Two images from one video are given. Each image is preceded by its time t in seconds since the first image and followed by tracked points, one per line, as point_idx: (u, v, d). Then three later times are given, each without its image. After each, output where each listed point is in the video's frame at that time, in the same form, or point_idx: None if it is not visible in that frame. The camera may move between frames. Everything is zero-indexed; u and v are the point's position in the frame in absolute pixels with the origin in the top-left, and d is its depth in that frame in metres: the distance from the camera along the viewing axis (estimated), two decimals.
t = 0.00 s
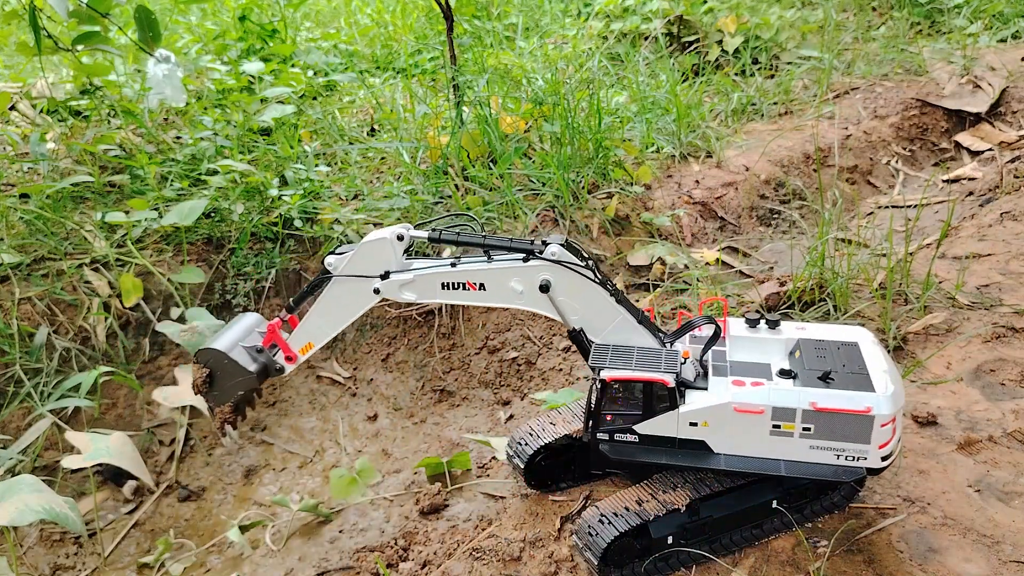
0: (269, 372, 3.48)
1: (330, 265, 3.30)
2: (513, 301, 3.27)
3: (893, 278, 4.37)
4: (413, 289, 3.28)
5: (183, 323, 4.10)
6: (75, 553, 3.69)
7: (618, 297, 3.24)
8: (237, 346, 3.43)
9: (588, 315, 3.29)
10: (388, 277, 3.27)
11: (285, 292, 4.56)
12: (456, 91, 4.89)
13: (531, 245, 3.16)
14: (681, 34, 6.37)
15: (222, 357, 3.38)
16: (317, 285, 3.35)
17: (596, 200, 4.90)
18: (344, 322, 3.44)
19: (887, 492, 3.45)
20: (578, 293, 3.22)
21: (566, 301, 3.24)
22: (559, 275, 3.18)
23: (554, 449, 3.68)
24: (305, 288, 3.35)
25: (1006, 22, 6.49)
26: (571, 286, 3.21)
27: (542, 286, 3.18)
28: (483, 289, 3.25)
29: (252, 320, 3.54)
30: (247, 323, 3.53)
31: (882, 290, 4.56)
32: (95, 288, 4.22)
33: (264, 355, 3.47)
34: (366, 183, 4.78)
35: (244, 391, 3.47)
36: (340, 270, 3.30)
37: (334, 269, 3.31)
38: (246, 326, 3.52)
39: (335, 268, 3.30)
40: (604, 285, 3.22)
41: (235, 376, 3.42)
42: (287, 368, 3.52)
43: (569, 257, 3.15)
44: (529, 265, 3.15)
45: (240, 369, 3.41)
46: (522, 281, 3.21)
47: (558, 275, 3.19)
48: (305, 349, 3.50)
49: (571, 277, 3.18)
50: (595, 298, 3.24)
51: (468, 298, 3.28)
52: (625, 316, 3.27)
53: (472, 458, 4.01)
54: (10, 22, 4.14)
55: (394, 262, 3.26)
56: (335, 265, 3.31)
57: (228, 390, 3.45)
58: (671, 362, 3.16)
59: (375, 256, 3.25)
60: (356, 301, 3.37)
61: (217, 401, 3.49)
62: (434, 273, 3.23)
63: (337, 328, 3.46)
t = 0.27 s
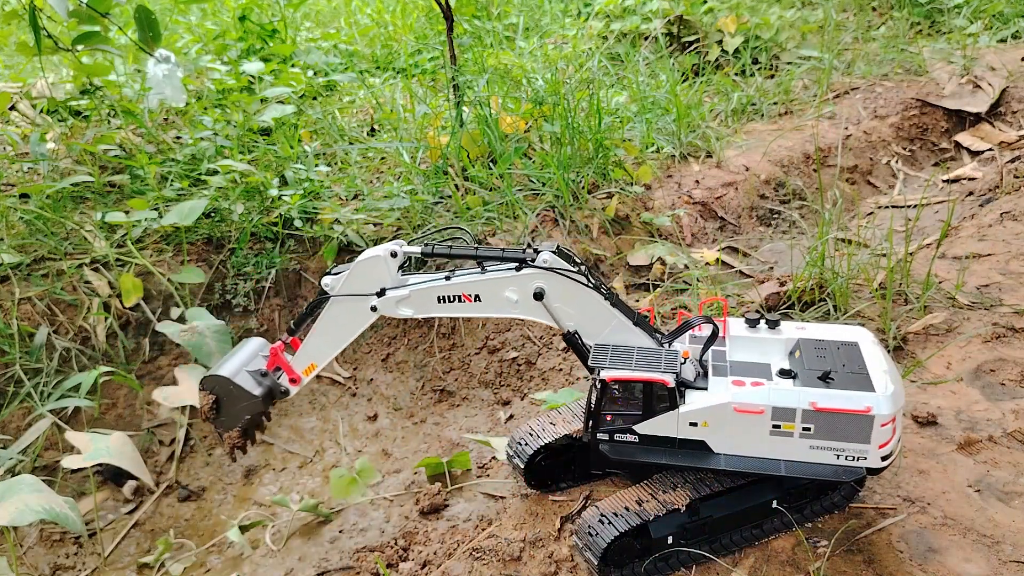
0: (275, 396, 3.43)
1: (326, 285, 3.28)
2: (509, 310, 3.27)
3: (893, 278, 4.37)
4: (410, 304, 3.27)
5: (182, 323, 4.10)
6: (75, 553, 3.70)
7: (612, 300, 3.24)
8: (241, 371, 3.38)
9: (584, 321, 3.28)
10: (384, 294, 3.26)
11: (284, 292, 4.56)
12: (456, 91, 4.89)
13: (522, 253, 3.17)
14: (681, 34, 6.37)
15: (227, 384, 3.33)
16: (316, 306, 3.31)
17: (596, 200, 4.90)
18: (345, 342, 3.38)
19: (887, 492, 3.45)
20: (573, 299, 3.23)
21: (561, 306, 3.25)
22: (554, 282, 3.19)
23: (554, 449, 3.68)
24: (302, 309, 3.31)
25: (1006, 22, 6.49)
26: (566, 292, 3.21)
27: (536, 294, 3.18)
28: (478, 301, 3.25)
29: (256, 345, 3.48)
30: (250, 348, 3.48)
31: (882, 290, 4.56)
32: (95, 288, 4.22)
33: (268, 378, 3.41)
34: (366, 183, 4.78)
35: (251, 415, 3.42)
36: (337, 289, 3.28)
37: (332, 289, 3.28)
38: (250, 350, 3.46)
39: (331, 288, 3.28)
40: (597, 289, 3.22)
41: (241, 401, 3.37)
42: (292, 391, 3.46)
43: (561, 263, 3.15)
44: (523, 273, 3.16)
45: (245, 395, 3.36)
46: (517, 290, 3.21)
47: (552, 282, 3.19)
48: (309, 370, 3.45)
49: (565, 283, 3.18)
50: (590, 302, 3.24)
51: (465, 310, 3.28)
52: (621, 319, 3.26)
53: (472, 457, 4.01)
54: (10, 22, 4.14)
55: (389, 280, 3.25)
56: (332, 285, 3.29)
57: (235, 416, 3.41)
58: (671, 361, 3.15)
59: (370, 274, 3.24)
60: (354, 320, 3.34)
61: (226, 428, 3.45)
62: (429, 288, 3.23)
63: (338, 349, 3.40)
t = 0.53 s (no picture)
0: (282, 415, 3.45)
1: (326, 302, 3.33)
2: (506, 318, 3.30)
3: (893, 278, 4.37)
4: (408, 317, 3.30)
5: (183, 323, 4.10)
6: (75, 553, 3.70)
7: (609, 304, 3.26)
8: (247, 393, 3.40)
9: (582, 326, 3.30)
10: (382, 308, 3.29)
11: (285, 292, 4.57)
12: (456, 91, 4.89)
13: (516, 261, 3.21)
14: (681, 34, 6.37)
15: (233, 405, 3.35)
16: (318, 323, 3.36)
17: (596, 200, 4.90)
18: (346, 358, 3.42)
19: (887, 492, 3.45)
20: (570, 305, 3.24)
21: (558, 312, 3.26)
22: (549, 288, 3.21)
23: (554, 449, 3.68)
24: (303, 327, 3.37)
25: (1006, 22, 6.49)
26: (561, 298, 3.23)
27: (533, 300, 3.20)
28: (474, 310, 3.28)
29: (261, 366, 3.52)
30: (256, 369, 3.52)
31: (882, 290, 4.56)
32: (95, 288, 4.22)
33: (274, 398, 3.43)
34: (366, 183, 4.78)
35: (259, 435, 3.44)
36: (337, 305, 3.33)
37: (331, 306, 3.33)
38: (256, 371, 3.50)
39: (330, 304, 3.33)
40: (592, 293, 3.24)
41: (247, 422, 3.39)
42: (297, 409, 3.49)
43: (554, 269, 3.19)
44: (518, 281, 3.19)
45: (251, 416, 3.38)
46: (513, 297, 3.24)
47: (547, 289, 3.21)
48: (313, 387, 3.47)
49: (560, 289, 3.20)
50: (586, 307, 3.25)
51: (462, 320, 3.30)
52: (619, 323, 3.28)
53: (472, 457, 4.01)
54: (9, 22, 4.13)
55: (386, 294, 3.29)
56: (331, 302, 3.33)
57: (243, 436, 3.43)
58: (671, 362, 3.15)
59: (367, 288, 3.28)
60: (354, 336, 3.37)
61: (234, 447, 3.47)
62: (426, 299, 3.26)
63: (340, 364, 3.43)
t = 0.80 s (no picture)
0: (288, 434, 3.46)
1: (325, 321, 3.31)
2: (503, 326, 3.28)
3: (893, 278, 4.37)
4: (407, 330, 3.29)
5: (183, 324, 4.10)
6: (75, 553, 3.70)
7: (606, 307, 3.26)
8: (253, 413, 3.41)
9: (579, 330, 3.30)
10: (381, 322, 3.27)
11: (285, 292, 4.57)
12: (456, 91, 4.88)
13: (510, 269, 3.20)
14: (681, 34, 6.37)
15: (240, 425, 3.37)
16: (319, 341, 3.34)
17: (596, 200, 4.90)
18: (348, 374, 3.40)
19: (887, 492, 3.45)
20: (566, 310, 3.24)
21: (553, 317, 3.25)
22: (545, 295, 3.20)
23: (554, 449, 3.68)
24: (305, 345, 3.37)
25: (1006, 22, 6.48)
26: (557, 304, 3.22)
27: (528, 306, 3.19)
28: (472, 320, 3.26)
29: (267, 387, 3.53)
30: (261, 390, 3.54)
31: (882, 290, 4.55)
32: (95, 288, 4.22)
33: (280, 416, 3.43)
34: (366, 183, 4.78)
35: (266, 454, 3.44)
36: (337, 322, 3.31)
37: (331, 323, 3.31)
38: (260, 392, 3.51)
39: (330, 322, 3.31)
40: (588, 298, 3.23)
41: (254, 441, 3.40)
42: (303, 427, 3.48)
43: (549, 275, 3.18)
44: (513, 289, 3.18)
45: (259, 435, 3.38)
46: (509, 305, 3.23)
47: (543, 294, 3.20)
48: (317, 404, 3.45)
49: (555, 294, 3.20)
50: (582, 311, 3.25)
51: (461, 330, 3.29)
52: (616, 327, 3.28)
53: (472, 457, 4.01)
54: (9, 22, 4.13)
55: (385, 309, 3.27)
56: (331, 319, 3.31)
57: (251, 457, 3.43)
58: (670, 362, 3.15)
59: (366, 304, 3.26)
60: (354, 352, 3.36)
61: (243, 469, 3.47)
62: (425, 311, 3.24)
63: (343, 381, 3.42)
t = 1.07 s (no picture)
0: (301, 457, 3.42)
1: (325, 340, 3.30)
2: (501, 336, 3.28)
3: (893, 278, 4.37)
4: (407, 344, 3.28)
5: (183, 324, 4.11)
6: (75, 553, 3.70)
7: (602, 311, 3.27)
8: (264, 437, 3.38)
9: (575, 334, 3.30)
10: (380, 337, 3.26)
11: (285, 292, 4.58)
12: (456, 91, 4.88)
13: (505, 278, 3.21)
14: (681, 34, 6.37)
15: (252, 450, 3.33)
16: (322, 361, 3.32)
17: (596, 200, 4.90)
18: (354, 391, 3.37)
19: (887, 492, 3.45)
20: (562, 315, 3.25)
21: (549, 323, 3.26)
22: (540, 301, 3.21)
23: (554, 449, 3.68)
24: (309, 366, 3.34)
25: (1006, 22, 6.48)
26: (552, 310, 3.24)
27: (524, 314, 3.21)
28: (471, 331, 3.26)
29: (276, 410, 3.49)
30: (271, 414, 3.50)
31: (882, 290, 4.55)
32: (95, 288, 4.22)
33: (291, 439, 3.39)
34: (366, 182, 4.78)
35: (280, 477, 3.39)
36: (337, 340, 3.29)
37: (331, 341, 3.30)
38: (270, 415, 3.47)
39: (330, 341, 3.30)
40: (583, 301, 3.25)
41: (267, 465, 3.36)
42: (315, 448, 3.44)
43: (543, 282, 3.19)
44: (508, 297, 3.19)
45: (272, 459, 3.34)
46: (506, 314, 3.23)
47: (538, 301, 3.22)
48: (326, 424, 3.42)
49: (550, 300, 3.21)
50: (577, 316, 3.26)
51: (460, 342, 3.28)
52: (612, 330, 3.30)
53: (472, 457, 4.01)
54: (9, 22, 4.12)
55: (383, 324, 3.25)
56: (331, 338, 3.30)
57: (266, 481, 3.39)
58: (669, 363, 3.15)
59: (364, 320, 3.24)
60: (357, 369, 3.34)
61: (258, 493, 3.43)
62: (422, 324, 3.23)
63: (349, 399, 3.38)
